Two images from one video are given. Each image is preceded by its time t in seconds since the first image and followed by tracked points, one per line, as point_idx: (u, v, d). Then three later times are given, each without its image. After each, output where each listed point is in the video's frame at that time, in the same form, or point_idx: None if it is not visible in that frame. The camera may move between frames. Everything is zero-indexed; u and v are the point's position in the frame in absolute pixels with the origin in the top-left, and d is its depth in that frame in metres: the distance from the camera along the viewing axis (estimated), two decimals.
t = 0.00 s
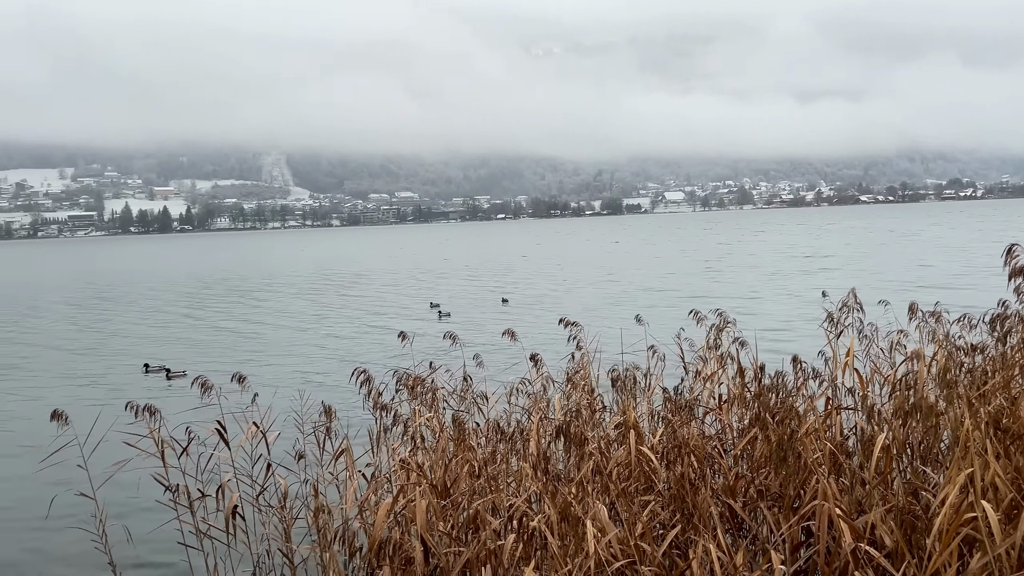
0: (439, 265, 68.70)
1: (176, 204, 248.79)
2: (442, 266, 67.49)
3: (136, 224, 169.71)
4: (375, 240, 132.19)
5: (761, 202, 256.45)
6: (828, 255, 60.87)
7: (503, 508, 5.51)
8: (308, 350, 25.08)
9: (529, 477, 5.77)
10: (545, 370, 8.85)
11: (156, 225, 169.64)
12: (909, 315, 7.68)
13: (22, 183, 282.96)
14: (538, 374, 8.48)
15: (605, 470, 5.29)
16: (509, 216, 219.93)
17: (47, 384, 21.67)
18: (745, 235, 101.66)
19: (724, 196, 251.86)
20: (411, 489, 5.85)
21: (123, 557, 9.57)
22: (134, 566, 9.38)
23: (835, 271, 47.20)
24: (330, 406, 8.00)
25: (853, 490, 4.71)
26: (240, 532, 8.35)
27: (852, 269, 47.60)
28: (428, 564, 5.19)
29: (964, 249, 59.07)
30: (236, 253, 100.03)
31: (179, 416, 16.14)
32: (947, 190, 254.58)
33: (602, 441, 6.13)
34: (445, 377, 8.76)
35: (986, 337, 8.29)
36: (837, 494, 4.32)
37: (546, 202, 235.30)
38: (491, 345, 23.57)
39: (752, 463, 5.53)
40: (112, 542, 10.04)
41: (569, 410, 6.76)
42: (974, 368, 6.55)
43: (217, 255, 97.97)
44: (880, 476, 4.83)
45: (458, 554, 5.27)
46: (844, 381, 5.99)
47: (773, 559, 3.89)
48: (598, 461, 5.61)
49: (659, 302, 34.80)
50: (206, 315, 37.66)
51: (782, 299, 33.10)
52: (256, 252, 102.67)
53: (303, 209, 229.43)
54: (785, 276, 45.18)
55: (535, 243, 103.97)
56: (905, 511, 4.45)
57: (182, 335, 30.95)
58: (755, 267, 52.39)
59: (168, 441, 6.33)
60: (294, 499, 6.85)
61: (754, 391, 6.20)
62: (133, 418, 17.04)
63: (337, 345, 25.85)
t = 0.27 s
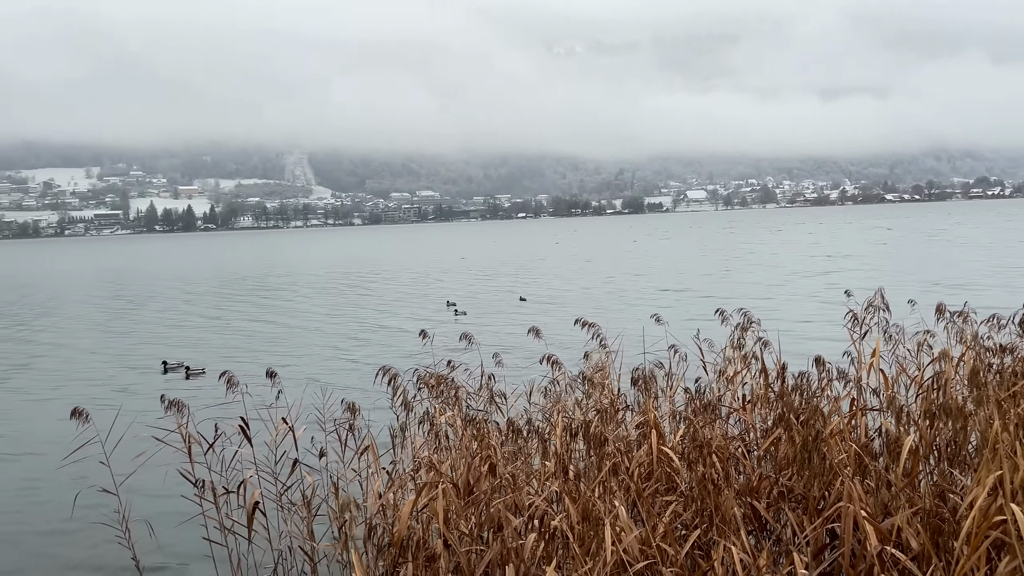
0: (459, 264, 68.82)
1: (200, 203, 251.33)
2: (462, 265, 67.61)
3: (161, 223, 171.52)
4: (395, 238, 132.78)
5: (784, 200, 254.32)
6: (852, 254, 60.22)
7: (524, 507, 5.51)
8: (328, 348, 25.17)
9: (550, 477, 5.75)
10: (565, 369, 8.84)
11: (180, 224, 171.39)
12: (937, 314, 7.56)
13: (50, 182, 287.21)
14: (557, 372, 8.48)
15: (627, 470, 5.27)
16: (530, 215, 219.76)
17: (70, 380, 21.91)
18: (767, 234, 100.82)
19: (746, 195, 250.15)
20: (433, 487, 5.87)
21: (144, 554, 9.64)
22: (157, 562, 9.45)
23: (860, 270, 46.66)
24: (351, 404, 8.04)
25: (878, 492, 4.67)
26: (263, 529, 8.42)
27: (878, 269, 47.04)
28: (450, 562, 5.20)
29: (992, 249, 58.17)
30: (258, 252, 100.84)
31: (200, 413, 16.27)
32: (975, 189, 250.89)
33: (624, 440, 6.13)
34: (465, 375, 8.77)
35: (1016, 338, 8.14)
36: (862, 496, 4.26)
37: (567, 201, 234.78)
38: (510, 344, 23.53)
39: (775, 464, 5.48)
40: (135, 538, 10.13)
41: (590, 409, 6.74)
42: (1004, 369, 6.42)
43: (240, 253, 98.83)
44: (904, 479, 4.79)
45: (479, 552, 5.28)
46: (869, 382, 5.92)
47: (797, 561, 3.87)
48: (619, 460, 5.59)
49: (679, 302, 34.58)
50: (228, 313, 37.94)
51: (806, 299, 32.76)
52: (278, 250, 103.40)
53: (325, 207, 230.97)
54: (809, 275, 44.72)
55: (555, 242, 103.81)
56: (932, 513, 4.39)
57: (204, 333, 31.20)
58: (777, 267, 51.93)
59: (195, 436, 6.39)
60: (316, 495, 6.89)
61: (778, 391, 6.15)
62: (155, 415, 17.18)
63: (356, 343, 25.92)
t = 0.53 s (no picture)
0: (479, 264, 68.89)
1: (223, 203, 253.52)
2: (482, 265, 67.67)
3: (185, 222, 173.41)
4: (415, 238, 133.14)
5: (808, 200, 252.14)
6: (876, 255, 59.62)
7: (545, 508, 5.52)
8: (348, 347, 25.32)
9: (571, 477, 5.76)
10: (585, 369, 8.84)
11: (204, 223, 173.25)
12: (964, 317, 7.46)
13: (77, 182, 291.41)
14: (578, 372, 8.47)
15: (649, 471, 5.27)
16: (551, 215, 219.54)
17: (95, 377, 22.21)
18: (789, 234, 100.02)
19: (769, 195, 248.26)
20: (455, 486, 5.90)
21: (166, 551, 9.75)
22: (179, 559, 9.57)
23: (884, 271, 46.15)
24: (373, 402, 8.09)
25: (903, 496, 4.63)
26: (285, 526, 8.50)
27: (902, 270, 46.53)
28: (470, 560, 5.23)
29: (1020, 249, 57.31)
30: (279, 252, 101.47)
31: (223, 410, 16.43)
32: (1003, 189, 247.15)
33: (645, 442, 6.12)
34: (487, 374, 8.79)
35: None
36: (885, 500, 4.23)
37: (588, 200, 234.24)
38: (530, 344, 23.52)
39: (798, 465, 5.45)
40: (158, 535, 10.25)
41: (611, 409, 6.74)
42: None
43: (262, 253, 99.53)
44: (931, 482, 4.73)
45: (500, 552, 5.30)
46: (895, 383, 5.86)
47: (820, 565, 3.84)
48: (641, 461, 5.59)
49: (700, 302, 34.39)
50: (249, 311, 38.28)
51: (829, 300, 32.48)
52: (299, 249, 104.03)
53: (347, 207, 232.10)
54: (833, 276, 44.33)
55: (576, 242, 103.65)
56: (957, 517, 4.34)
57: (225, 332, 31.49)
58: (800, 267, 51.50)
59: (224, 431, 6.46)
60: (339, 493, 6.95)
61: (801, 392, 6.12)
62: (178, 412, 17.37)
63: (376, 343, 26.04)
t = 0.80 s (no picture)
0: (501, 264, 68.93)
1: (247, 202, 255.81)
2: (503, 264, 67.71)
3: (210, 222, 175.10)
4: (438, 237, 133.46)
5: (832, 200, 249.59)
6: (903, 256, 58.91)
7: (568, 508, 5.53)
8: (368, 347, 25.41)
9: (593, 478, 5.74)
10: (607, 369, 8.82)
11: (229, 223, 174.94)
12: (994, 319, 7.33)
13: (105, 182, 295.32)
14: (600, 373, 8.44)
15: (672, 474, 5.26)
16: (572, 215, 218.89)
17: (119, 376, 22.46)
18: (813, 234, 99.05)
19: (793, 195, 246.08)
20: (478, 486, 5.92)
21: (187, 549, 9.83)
22: (201, 557, 9.69)
23: (911, 272, 45.59)
24: (396, 401, 8.11)
25: (930, 500, 4.55)
26: (310, 523, 8.58)
27: (929, 271, 45.92)
28: (492, 561, 5.24)
29: None
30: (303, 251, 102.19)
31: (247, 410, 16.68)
32: None
33: (668, 444, 6.09)
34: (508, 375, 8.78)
35: None
36: (912, 504, 4.17)
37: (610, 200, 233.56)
38: (549, 344, 23.47)
39: (823, 468, 5.40)
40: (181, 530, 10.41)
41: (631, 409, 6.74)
42: None
43: (285, 252, 100.30)
44: (959, 487, 4.65)
45: (522, 551, 5.31)
46: (922, 386, 5.77)
47: (844, 568, 3.79)
48: (664, 462, 5.56)
49: (722, 303, 34.12)
50: (271, 310, 38.56)
51: (854, 301, 32.13)
52: (323, 248, 104.69)
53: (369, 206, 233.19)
54: (859, 277, 43.85)
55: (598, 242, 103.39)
56: (986, 522, 4.27)
57: (247, 330, 31.74)
58: (825, 268, 50.98)
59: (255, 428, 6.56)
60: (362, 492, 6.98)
61: (826, 394, 6.05)
62: (201, 411, 17.55)
63: (396, 342, 26.13)
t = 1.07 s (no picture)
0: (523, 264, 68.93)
1: (271, 202, 257.86)
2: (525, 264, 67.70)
3: (235, 221, 176.77)
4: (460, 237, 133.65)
5: (858, 200, 246.73)
6: (930, 257, 58.10)
7: (589, 509, 5.52)
8: (388, 346, 25.52)
9: (614, 479, 5.72)
10: (630, 369, 8.78)
11: (253, 223, 176.56)
12: None
13: (132, 182, 299.26)
14: (622, 374, 8.41)
15: (695, 475, 5.23)
16: (595, 215, 218.45)
17: (142, 375, 22.71)
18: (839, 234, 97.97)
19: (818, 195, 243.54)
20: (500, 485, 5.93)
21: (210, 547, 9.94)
22: (226, 554, 9.81)
23: (938, 273, 44.96)
24: (418, 400, 8.14)
25: (957, 504, 4.49)
26: (333, 521, 8.64)
27: (958, 272, 45.24)
28: (514, 560, 5.25)
29: None
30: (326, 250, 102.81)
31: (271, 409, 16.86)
32: None
33: (691, 445, 6.05)
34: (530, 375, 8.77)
35: None
36: (938, 508, 4.12)
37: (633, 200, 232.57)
38: (569, 345, 23.43)
39: (847, 471, 5.34)
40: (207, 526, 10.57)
41: (654, 410, 6.71)
42: None
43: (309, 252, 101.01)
44: (988, 491, 4.57)
45: (543, 551, 5.32)
46: (950, 388, 5.67)
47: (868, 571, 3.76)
48: (687, 464, 5.54)
49: (744, 304, 33.88)
50: (293, 310, 38.84)
51: (880, 303, 31.74)
52: (346, 248, 105.27)
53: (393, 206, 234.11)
54: (886, 278, 43.29)
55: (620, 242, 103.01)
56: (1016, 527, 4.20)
57: (271, 329, 31.98)
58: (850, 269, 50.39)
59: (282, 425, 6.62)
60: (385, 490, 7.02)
61: (851, 397, 5.98)
62: (225, 409, 17.72)
63: (416, 342, 26.20)
